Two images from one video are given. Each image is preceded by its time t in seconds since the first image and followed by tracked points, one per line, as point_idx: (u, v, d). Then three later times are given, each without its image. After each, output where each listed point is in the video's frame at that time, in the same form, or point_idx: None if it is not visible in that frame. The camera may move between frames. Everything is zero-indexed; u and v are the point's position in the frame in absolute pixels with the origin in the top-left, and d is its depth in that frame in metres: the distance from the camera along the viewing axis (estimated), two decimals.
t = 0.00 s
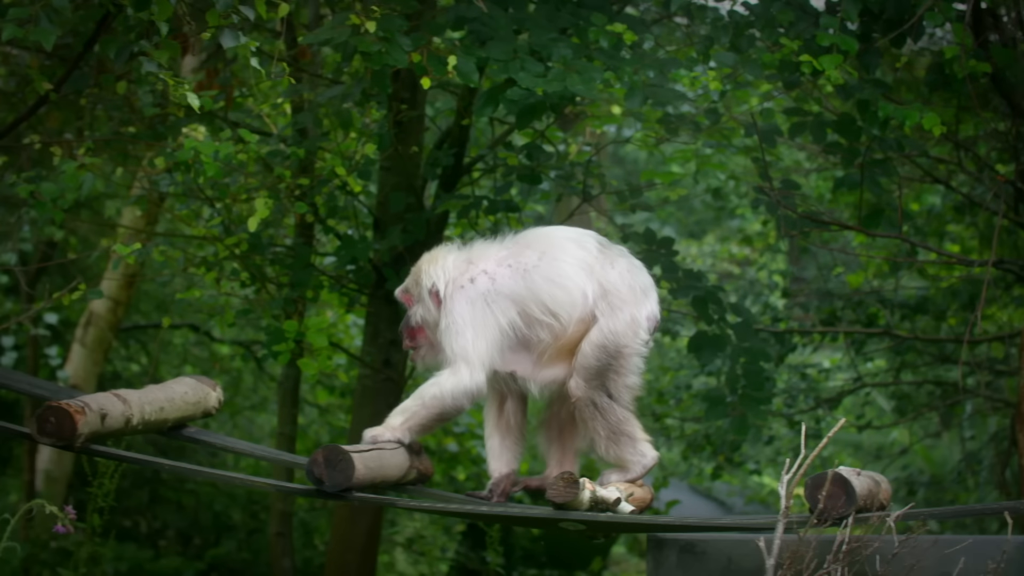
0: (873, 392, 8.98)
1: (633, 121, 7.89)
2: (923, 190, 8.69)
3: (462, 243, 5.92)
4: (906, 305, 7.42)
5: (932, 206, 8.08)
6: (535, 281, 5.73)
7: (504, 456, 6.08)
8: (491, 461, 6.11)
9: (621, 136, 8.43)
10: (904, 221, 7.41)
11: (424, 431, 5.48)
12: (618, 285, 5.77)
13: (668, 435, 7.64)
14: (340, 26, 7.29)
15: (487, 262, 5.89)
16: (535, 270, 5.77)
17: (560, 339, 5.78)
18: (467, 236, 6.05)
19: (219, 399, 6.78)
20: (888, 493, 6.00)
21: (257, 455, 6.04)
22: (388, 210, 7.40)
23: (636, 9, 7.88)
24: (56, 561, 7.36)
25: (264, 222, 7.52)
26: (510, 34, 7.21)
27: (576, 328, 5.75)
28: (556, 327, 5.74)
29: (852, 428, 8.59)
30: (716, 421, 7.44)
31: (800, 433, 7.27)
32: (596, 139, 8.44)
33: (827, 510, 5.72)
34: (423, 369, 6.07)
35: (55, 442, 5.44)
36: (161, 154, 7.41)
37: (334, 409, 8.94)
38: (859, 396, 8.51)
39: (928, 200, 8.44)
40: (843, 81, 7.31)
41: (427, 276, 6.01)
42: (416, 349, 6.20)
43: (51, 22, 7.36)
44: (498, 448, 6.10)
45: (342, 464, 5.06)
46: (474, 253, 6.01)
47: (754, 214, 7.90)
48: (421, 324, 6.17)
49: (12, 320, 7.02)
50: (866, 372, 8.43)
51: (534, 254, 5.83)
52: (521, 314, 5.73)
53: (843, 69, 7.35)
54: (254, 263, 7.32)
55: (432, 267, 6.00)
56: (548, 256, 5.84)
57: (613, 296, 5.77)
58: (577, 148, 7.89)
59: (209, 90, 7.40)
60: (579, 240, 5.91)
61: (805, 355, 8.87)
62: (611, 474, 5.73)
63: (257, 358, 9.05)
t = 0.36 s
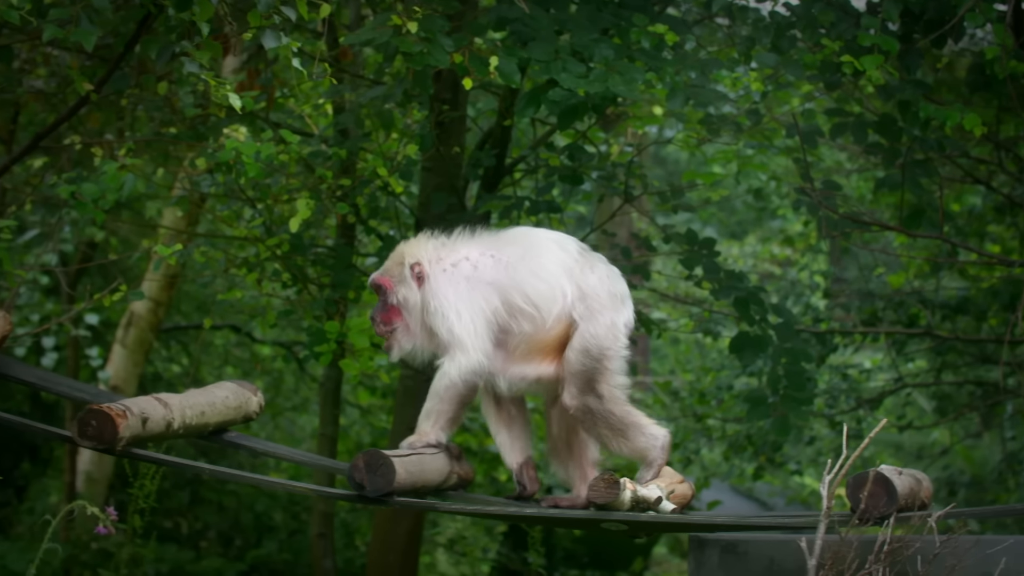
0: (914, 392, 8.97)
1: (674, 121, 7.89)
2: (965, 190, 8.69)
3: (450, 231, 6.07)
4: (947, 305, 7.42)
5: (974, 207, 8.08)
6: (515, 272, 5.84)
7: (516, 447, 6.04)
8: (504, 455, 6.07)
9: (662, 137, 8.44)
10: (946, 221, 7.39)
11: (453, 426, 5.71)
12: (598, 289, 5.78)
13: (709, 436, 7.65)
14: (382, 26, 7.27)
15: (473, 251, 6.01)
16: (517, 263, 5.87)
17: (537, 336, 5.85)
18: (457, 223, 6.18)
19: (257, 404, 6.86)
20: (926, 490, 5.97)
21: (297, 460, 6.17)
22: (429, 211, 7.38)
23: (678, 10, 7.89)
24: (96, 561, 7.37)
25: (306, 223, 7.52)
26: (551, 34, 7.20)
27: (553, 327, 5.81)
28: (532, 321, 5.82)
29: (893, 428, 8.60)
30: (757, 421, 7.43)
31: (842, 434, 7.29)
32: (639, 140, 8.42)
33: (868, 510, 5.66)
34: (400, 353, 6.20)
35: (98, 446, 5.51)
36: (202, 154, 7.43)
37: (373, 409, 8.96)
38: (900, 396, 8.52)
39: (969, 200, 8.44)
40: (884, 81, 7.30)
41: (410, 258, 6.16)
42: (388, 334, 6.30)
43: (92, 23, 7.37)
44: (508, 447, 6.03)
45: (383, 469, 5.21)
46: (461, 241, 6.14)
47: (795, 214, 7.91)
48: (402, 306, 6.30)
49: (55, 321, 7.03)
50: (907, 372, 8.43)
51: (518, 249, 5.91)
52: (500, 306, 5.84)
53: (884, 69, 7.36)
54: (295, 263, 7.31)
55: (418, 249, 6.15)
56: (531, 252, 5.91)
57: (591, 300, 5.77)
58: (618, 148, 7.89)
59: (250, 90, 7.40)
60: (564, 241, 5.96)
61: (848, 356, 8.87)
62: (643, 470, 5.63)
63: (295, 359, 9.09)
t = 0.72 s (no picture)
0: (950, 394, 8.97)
1: (712, 124, 7.90)
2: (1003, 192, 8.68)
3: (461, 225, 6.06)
4: (986, 308, 7.47)
5: (1012, 209, 8.07)
6: (523, 267, 5.84)
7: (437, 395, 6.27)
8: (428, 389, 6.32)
9: (700, 139, 8.45)
10: (984, 224, 7.38)
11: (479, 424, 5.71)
12: (601, 293, 5.81)
13: (748, 438, 7.66)
14: (421, 29, 7.23)
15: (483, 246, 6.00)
16: (526, 261, 5.86)
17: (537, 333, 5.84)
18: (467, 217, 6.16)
19: (299, 408, 6.71)
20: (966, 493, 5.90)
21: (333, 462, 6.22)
22: (468, 213, 7.37)
23: (716, 13, 7.90)
24: (133, 564, 7.39)
25: (344, 226, 7.52)
26: (590, 37, 7.16)
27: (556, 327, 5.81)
28: (536, 317, 5.80)
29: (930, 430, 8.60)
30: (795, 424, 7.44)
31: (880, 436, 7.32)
32: (677, 142, 8.44)
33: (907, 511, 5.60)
34: (399, 342, 6.15)
35: (136, 447, 5.42)
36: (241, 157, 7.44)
37: (410, 412, 8.99)
38: (938, 398, 8.54)
39: (1007, 202, 8.44)
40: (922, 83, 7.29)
41: (420, 248, 6.13)
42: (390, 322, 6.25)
43: (130, 25, 7.38)
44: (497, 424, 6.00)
45: (422, 473, 5.15)
46: (469, 234, 6.11)
47: (833, 217, 7.92)
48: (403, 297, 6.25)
49: (93, 324, 7.05)
50: (945, 374, 8.43)
51: (527, 247, 5.91)
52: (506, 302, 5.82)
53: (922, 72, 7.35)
54: (333, 266, 7.31)
55: (426, 240, 6.11)
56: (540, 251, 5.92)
57: (594, 302, 5.79)
58: (656, 151, 7.89)
59: (288, 93, 7.39)
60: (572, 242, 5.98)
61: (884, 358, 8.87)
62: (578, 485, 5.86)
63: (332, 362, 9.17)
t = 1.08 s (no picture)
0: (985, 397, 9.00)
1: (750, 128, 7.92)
2: None
3: (435, 230, 6.15)
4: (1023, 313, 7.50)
5: None
6: (504, 265, 5.93)
7: (388, 439, 6.27)
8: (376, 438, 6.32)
9: (737, 144, 8.49)
10: (1021, 229, 7.39)
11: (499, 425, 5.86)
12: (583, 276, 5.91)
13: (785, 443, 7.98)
14: (459, 34, 7.17)
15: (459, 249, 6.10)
16: (505, 258, 5.97)
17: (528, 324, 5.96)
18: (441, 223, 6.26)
19: (335, 415, 6.64)
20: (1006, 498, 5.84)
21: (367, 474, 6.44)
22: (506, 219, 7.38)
23: (754, 18, 7.91)
24: (170, 568, 7.42)
25: (383, 231, 7.52)
26: (628, 42, 7.12)
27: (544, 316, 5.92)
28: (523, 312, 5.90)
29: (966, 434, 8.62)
30: (833, 429, 7.46)
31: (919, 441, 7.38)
32: (715, 146, 8.47)
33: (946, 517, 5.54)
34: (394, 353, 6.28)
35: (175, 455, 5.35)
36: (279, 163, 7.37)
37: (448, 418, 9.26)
38: (975, 403, 8.60)
39: None
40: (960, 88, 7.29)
41: (400, 259, 6.20)
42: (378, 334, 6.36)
43: (168, 30, 7.35)
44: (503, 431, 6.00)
45: (460, 482, 5.23)
46: (444, 239, 6.21)
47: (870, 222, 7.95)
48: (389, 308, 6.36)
49: (131, 330, 7.04)
50: (982, 378, 8.45)
51: (504, 243, 6.02)
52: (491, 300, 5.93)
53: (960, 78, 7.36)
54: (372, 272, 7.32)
55: (402, 252, 6.21)
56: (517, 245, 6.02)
57: (578, 286, 5.89)
58: (694, 156, 7.92)
59: (326, 98, 7.37)
60: (548, 231, 6.08)
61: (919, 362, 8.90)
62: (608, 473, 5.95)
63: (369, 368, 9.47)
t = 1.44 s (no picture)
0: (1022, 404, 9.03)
1: (788, 135, 7.95)
2: None
3: (415, 238, 6.06)
4: None
5: None
6: (479, 268, 5.80)
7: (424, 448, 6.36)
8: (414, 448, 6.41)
9: (776, 151, 8.53)
10: None
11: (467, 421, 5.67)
12: (561, 270, 5.74)
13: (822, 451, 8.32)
14: (498, 42, 7.11)
15: (438, 254, 5.99)
16: (482, 260, 5.83)
17: (510, 323, 5.82)
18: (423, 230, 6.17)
19: (373, 429, 6.49)
20: None
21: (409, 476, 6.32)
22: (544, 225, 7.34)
23: (792, 26, 7.94)
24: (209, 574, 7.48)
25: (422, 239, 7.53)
26: (666, 49, 7.08)
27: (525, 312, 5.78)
28: (502, 313, 5.77)
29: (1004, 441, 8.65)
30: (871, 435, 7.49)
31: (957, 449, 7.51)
32: (755, 153, 8.54)
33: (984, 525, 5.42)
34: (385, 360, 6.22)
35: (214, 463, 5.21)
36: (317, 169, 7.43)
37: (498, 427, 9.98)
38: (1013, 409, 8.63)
39: None
40: (999, 96, 7.26)
41: (384, 267, 6.14)
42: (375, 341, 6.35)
43: (208, 37, 7.30)
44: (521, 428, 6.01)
45: (499, 487, 5.13)
46: (426, 245, 6.12)
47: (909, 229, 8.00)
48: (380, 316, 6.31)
49: (169, 337, 7.04)
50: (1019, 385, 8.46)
51: (481, 245, 5.89)
52: (470, 302, 5.80)
53: (998, 85, 7.34)
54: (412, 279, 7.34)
55: (384, 263, 6.14)
56: (495, 246, 5.88)
57: (555, 281, 5.73)
58: (732, 162, 7.96)
59: (364, 105, 7.40)
60: (527, 227, 5.93)
61: (957, 369, 8.93)
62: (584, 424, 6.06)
63: (407, 376, 9.92)
